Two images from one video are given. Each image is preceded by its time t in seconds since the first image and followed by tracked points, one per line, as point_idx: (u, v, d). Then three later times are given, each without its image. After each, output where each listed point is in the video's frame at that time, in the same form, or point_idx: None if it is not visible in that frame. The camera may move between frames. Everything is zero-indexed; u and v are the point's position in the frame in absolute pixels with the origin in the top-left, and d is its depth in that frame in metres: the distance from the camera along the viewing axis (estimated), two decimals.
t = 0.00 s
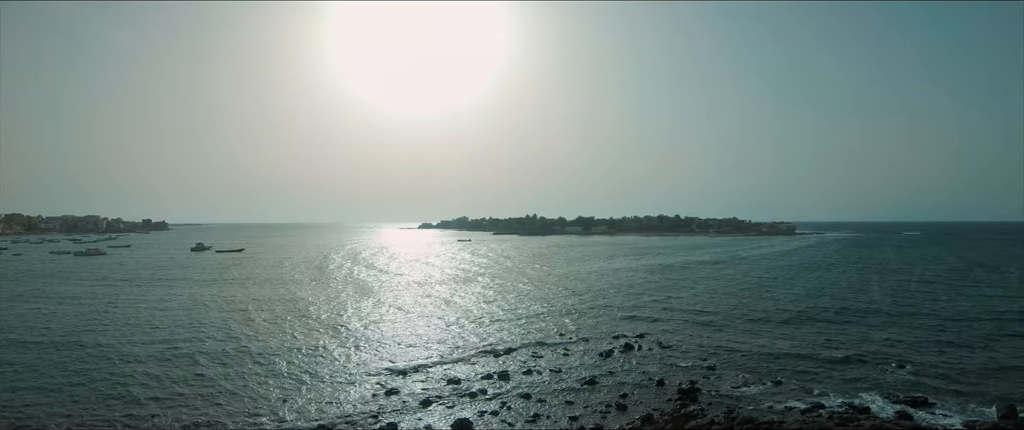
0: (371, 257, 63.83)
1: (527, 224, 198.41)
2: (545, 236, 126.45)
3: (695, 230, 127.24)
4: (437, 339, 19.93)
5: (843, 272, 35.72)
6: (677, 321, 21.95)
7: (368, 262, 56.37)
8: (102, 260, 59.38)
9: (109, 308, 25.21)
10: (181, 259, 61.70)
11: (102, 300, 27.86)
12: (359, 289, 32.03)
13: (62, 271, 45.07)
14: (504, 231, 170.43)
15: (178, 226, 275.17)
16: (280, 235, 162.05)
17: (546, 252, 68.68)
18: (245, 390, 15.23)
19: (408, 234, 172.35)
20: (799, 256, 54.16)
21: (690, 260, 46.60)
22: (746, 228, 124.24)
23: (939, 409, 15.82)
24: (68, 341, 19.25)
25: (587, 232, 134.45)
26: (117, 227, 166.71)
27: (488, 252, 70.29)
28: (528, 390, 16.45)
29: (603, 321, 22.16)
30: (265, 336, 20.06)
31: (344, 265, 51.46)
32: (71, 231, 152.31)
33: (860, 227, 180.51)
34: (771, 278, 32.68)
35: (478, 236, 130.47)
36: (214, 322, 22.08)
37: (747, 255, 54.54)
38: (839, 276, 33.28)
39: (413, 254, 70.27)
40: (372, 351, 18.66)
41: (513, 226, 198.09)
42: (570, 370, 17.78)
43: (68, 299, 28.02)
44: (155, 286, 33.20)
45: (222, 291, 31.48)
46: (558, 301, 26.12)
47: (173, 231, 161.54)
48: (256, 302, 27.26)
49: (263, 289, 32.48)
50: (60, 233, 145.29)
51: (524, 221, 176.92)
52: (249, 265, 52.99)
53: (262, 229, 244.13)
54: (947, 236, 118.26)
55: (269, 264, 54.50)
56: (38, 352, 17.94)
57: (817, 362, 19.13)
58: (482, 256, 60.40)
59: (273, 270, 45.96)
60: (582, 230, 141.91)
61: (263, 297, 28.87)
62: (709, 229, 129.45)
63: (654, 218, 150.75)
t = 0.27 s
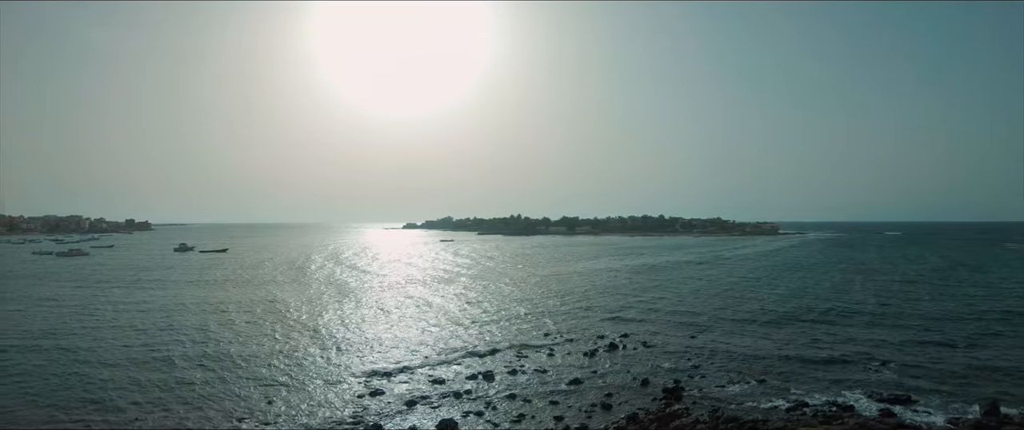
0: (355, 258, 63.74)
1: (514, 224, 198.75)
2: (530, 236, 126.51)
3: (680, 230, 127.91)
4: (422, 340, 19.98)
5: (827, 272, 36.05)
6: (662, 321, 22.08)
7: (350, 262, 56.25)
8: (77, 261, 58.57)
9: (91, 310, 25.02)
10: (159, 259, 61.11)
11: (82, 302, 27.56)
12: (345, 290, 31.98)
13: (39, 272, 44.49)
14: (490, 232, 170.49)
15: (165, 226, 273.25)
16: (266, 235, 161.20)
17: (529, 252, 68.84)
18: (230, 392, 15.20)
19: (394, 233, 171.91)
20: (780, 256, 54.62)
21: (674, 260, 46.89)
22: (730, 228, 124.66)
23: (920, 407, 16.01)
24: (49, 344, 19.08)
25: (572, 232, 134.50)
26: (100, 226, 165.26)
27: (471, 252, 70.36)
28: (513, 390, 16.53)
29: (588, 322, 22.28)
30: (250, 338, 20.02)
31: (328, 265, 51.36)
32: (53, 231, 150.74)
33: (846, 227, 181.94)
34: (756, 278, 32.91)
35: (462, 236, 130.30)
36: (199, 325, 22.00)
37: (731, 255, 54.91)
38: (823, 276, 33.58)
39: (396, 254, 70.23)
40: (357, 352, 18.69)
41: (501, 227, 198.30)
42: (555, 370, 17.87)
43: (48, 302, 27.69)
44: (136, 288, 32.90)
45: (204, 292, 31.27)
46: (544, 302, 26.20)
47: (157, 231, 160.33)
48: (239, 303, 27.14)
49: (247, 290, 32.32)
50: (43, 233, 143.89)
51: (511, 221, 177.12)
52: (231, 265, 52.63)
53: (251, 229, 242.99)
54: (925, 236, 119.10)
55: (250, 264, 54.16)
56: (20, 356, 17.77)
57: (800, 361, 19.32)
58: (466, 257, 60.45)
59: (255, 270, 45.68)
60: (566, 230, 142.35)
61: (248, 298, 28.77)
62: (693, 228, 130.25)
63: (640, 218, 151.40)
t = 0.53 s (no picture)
0: (336, 259, 63.59)
1: (501, 224, 199.04)
2: (514, 236, 126.57)
3: (664, 230, 128.51)
4: (408, 341, 20.00)
5: (810, 272, 36.39)
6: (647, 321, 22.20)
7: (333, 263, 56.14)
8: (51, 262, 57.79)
9: (71, 313, 24.76)
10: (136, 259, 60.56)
11: (62, 304, 27.28)
12: (329, 291, 31.98)
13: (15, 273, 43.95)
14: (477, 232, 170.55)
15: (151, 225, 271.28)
16: (252, 235, 160.48)
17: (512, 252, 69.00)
18: (215, 394, 15.15)
19: (380, 233, 171.47)
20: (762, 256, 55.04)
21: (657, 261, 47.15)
22: (713, 228, 125.09)
23: (903, 405, 16.17)
24: (31, 347, 18.88)
25: (552, 233, 134.52)
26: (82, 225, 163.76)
27: (455, 252, 70.42)
28: (498, 390, 16.57)
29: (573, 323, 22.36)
30: (234, 341, 19.96)
31: (311, 266, 51.20)
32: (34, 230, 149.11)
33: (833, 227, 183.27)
34: (740, 278, 33.14)
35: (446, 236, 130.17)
36: (181, 327, 21.89)
37: (714, 255, 55.20)
38: (806, 276, 33.87)
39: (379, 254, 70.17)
40: (341, 354, 18.69)
41: (487, 227, 198.51)
42: (539, 370, 17.93)
43: (27, 304, 27.37)
44: (116, 290, 32.59)
45: (187, 294, 31.08)
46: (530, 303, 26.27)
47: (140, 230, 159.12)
48: (223, 305, 27.01)
49: (229, 291, 32.15)
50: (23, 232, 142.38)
51: (498, 221, 177.31)
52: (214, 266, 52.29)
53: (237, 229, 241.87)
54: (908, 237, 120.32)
55: (232, 265, 53.83)
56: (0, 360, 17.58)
57: (784, 360, 19.45)
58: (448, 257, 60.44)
59: (237, 271, 45.42)
60: (550, 230, 142.69)
61: (232, 300, 28.62)
62: (678, 228, 130.94)
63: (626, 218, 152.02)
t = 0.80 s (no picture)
0: (320, 259, 63.39)
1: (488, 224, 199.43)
2: (499, 236, 126.76)
3: (648, 230, 129.17)
4: (392, 342, 20.04)
5: (794, 271, 36.65)
6: (632, 321, 22.31)
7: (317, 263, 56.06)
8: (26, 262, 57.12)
9: (52, 316, 24.57)
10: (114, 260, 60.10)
11: (43, 307, 27.06)
12: (314, 292, 31.93)
13: None
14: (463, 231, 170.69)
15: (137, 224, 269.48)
16: (236, 235, 159.75)
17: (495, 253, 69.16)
18: (199, 397, 15.12)
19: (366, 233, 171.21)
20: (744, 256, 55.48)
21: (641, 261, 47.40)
22: (697, 229, 125.55)
23: (885, 402, 16.33)
24: (12, 351, 18.75)
25: (537, 233, 134.60)
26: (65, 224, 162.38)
27: (438, 253, 70.53)
28: (482, 390, 16.62)
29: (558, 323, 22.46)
30: (219, 343, 19.92)
31: (293, 267, 51.07)
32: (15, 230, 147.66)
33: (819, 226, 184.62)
34: (726, 278, 33.32)
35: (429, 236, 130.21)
36: (166, 330, 21.79)
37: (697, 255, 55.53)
38: (791, 276, 34.09)
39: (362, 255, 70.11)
40: (326, 355, 18.68)
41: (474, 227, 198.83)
42: (524, 370, 18.01)
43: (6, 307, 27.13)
44: (97, 291, 32.34)
45: (170, 295, 30.92)
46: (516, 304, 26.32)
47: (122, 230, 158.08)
48: (207, 306, 26.90)
49: (213, 292, 32.03)
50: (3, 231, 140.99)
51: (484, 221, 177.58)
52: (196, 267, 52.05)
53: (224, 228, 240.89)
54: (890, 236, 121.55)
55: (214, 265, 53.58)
56: None
57: (768, 359, 19.60)
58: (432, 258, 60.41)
59: (219, 272, 45.22)
60: (534, 230, 143.16)
61: (216, 302, 28.51)
62: (663, 228, 131.69)
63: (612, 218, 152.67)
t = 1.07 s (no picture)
0: (305, 260, 63.25)
1: (474, 224, 200.01)
2: (482, 236, 127.12)
3: (632, 230, 129.98)
4: (378, 343, 20.10)
5: (780, 271, 36.96)
6: (618, 322, 22.45)
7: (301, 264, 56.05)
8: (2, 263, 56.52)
9: (34, 319, 24.40)
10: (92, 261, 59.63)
11: (24, 309, 26.86)
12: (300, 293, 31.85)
13: None
14: (450, 231, 171.03)
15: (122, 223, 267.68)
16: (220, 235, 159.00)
17: (478, 253, 69.44)
18: (185, 400, 15.13)
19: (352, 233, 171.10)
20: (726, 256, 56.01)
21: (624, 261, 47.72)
22: (682, 228, 126.46)
23: (870, 400, 16.50)
24: None
25: (525, 233, 134.80)
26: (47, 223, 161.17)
27: (421, 253, 70.76)
28: (468, 390, 16.72)
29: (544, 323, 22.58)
30: (204, 345, 19.91)
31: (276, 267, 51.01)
32: None
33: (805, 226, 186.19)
34: (710, 278, 33.56)
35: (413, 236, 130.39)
36: (150, 333, 21.68)
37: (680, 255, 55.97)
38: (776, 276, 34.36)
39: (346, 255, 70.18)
40: (311, 357, 18.72)
41: (461, 226, 199.37)
42: (509, 370, 18.11)
43: None
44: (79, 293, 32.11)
45: (153, 297, 30.80)
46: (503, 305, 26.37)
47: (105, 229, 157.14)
48: (191, 308, 26.84)
49: (196, 293, 31.94)
50: None
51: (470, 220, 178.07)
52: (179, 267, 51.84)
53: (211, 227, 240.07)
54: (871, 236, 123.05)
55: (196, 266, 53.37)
56: None
57: (752, 359, 19.76)
58: (418, 258, 60.43)
59: (202, 273, 45.06)
60: (518, 229, 143.78)
61: (202, 303, 28.38)
62: (646, 228, 132.68)
63: (598, 218, 153.47)
